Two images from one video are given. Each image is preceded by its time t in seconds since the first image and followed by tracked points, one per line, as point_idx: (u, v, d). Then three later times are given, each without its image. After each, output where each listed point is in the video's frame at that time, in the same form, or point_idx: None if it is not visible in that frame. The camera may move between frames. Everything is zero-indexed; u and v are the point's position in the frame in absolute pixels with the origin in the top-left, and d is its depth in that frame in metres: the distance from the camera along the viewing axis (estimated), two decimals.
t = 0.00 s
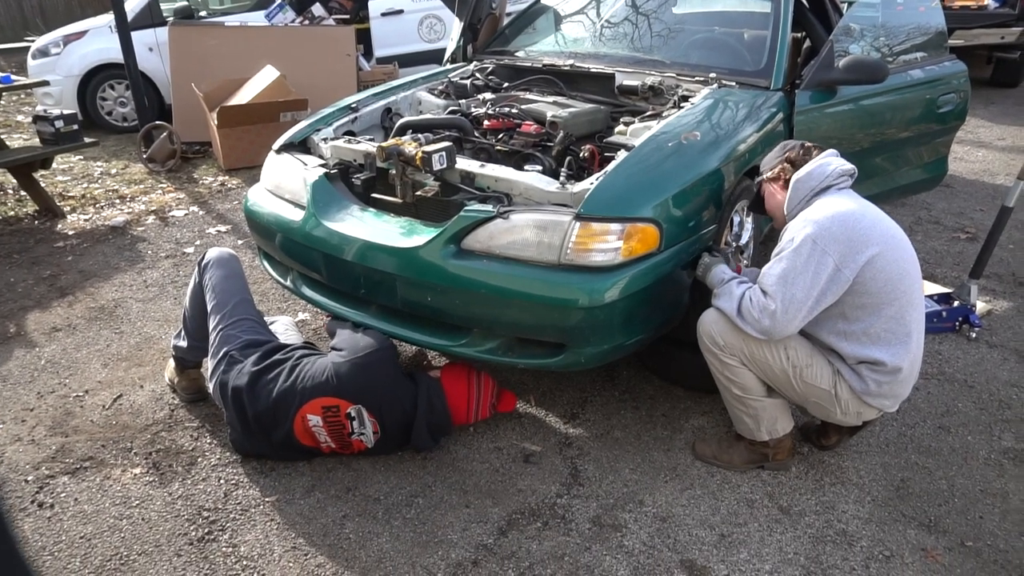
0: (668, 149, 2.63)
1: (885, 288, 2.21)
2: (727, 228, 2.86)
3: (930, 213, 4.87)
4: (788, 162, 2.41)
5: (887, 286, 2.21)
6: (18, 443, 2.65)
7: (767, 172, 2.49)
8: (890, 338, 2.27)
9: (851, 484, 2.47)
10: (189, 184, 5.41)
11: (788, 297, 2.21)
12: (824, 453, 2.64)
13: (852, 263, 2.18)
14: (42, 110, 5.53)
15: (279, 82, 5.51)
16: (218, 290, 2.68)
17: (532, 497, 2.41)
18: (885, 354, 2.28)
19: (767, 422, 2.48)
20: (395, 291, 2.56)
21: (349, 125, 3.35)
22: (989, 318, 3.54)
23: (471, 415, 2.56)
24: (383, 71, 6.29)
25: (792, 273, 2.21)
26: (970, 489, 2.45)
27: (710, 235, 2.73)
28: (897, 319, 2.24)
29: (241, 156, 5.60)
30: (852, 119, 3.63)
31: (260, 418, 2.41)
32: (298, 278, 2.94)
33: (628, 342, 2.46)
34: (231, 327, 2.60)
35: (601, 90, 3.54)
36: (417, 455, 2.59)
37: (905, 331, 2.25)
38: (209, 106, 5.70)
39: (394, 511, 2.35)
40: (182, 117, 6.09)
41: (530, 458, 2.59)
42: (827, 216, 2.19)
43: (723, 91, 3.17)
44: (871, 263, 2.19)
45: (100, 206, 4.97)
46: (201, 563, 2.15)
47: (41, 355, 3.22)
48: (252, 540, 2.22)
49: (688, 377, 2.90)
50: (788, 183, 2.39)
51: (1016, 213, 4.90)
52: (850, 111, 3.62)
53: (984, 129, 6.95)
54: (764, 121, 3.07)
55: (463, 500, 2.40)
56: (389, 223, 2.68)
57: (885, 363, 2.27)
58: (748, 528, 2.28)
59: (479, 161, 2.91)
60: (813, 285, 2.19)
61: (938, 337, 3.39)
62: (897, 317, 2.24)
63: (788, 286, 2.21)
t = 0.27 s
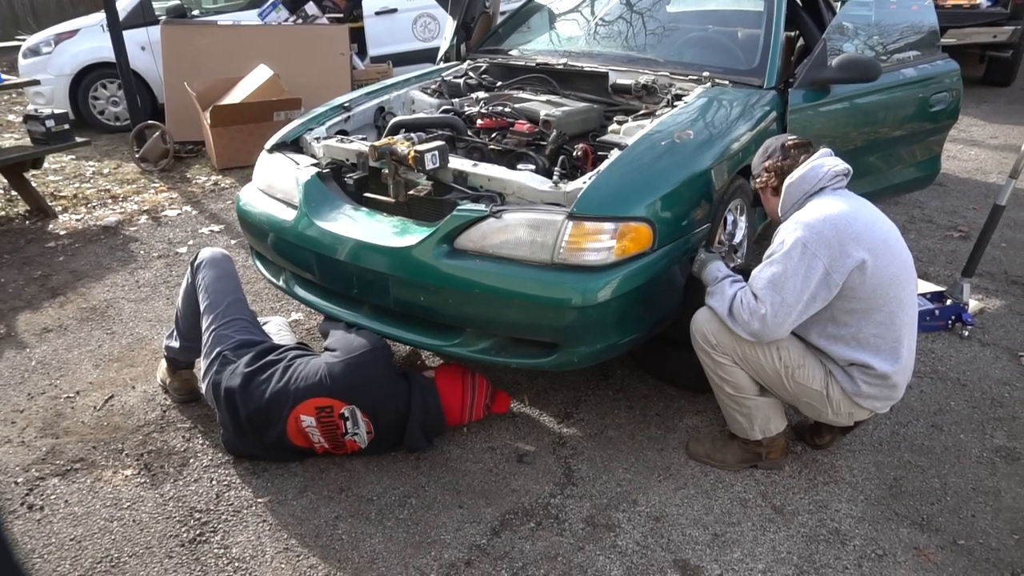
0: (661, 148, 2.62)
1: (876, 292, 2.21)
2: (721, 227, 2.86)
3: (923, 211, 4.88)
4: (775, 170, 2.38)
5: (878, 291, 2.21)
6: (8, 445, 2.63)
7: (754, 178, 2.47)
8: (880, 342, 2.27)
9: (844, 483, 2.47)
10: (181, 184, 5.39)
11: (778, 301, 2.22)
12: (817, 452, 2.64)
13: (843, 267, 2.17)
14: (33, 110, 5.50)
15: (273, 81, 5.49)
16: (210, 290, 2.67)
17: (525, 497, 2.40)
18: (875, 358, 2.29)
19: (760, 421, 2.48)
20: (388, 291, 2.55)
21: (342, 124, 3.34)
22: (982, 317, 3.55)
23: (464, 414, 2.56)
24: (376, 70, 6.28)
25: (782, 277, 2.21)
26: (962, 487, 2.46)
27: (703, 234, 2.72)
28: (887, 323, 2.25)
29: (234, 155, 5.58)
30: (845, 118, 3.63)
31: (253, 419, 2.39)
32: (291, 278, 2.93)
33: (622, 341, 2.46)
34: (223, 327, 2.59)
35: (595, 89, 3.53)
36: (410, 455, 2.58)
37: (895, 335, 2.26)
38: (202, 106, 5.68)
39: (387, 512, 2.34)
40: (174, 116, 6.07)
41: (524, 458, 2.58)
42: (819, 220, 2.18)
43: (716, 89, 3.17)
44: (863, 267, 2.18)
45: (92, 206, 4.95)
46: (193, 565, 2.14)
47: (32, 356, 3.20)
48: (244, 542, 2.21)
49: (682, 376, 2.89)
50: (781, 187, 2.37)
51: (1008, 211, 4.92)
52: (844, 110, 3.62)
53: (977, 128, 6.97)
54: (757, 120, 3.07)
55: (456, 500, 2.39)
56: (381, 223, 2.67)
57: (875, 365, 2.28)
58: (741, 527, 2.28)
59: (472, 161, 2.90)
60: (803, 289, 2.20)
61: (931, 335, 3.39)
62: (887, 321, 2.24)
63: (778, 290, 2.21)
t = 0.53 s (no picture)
0: (666, 149, 2.61)
1: (884, 299, 2.19)
2: (725, 228, 2.85)
3: (931, 214, 4.85)
4: (786, 174, 2.35)
5: (886, 297, 2.19)
6: (12, 440, 2.64)
7: (765, 181, 2.44)
8: (886, 349, 2.26)
9: (847, 488, 2.46)
10: (187, 181, 5.40)
11: (785, 305, 2.20)
12: (821, 456, 2.62)
13: (852, 272, 2.16)
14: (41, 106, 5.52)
15: (279, 78, 5.50)
16: (214, 288, 2.67)
17: (526, 498, 2.40)
18: (881, 365, 2.27)
19: (763, 424, 2.47)
20: (390, 290, 2.54)
21: (347, 123, 3.33)
22: (989, 321, 3.52)
23: (466, 414, 2.55)
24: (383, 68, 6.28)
25: (790, 280, 2.19)
26: (967, 493, 2.44)
27: (707, 235, 2.71)
28: (895, 330, 2.23)
29: (240, 153, 5.59)
30: (853, 119, 3.61)
31: (255, 417, 2.40)
32: (294, 276, 2.93)
33: (625, 342, 2.44)
34: (226, 325, 2.59)
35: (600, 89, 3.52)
36: (412, 455, 2.58)
37: (902, 343, 2.24)
38: (208, 103, 5.69)
39: (388, 511, 2.33)
40: (181, 113, 6.08)
41: (526, 459, 2.58)
42: (830, 223, 2.16)
43: (722, 90, 3.15)
44: (873, 272, 2.17)
45: (98, 202, 4.96)
46: (193, 562, 2.14)
47: (36, 351, 3.21)
48: (244, 540, 2.21)
49: (685, 378, 2.88)
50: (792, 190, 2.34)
51: (1017, 214, 4.88)
52: (851, 111, 3.60)
53: (986, 130, 6.93)
54: (763, 120, 3.05)
55: (457, 500, 2.39)
56: (384, 222, 2.67)
57: (881, 373, 2.26)
58: (743, 531, 2.27)
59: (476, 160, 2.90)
60: (811, 293, 2.18)
61: (937, 339, 3.37)
62: (895, 328, 2.23)
63: (785, 294, 2.20)
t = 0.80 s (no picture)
0: (683, 147, 2.58)
1: (908, 302, 2.15)
2: (742, 228, 2.81)
3: (955, 215, 4.76)
4: (807, 173, 2.29)
5: (910, 301, 2.15)
6: (30, 430, 2.68)
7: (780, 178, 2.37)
8: (909, 353, 2.22)
9: (863, 492, 2.42)
10: (207, 176, 5.44)
11: (807, 309, 2.17)
12: (836, 460, 2.59)
13: (876, 276, 2.12)
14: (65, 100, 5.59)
15: (298, 74, 5.52)
16: (230, 282, 2.68)
17: (537, 496, 2.39)
18: (902, 369, 2.24)
19: (778, 426, 2.44)
20: (404, 287, 2.54)
21: (363, 119, 3.34)
22: (1012, 325, 3.46)
23: (478, 412, 2.55)
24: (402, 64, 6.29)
25: (812, 283, 2.16)
26: (986, 500, 2.39)
27: (724, 235, 2.68)
28: (918, 334, 2.19)
29: (259, 148, 5.62)
30: (875, 118, 3.55)
31: (268, 411, 2.41)
32: (309, 271, 2.94)
33: (638, 341, 2.43)
34: (241, 319, 2.60)
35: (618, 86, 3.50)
36: (423, 451, 2.58)
37: (925, 347, 2.20)
38: (228, 98, 5.73)
39: (399, 508, 2.34)
40: (202, 109, 6.13)
41: (537, 458, 2.57)
42: (855, 226, 2.12)
43: (742, 87, 3.12)
44: (897, 275, 2.13)
45: (119, 196, 5.02)
46: (205, 555, 2.15)
47: (56, 343, 3.25)
48: (256, 533, 2.23)
49: (700, 379, 2.86)
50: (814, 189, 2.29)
51: None
52: (874, 110, 3.54)
53: (1013, 131, 6.80)
54: (783, 119, 3.02)
55: (468, 498, 2.38)
56: (399, 218, 2.66)
57: (903, 377, 2.23)
58: (756, 534, 2.24)
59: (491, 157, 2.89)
60: (832, 297, 2.15)
61: (958, 343, 3.31)
62: (918, 332, 2.19)
63: (807, 297, 2.17)
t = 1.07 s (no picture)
0: (697, 149, 2.56)
1: (921, 308, 2.13)
2: (756, 230, 2.79)
3: (975, 218, 4.70)
4: (821, 175, 2.26)
5: (923, 307, 2.13)
6: (47, 423, 2.72)
7: (794, 178, 2.34)
8: (922, 359, 2.19)
9: (876, 499, 2.39)
10: (224, 173, 5.48)
11: (815, 314, 2.15)
12: (849, 465, 2.56)
13: (888, 281, 2.09)
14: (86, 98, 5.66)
15: (316, 73, 5.55)
16: (243, 280, 2.70)
17: (546, 498, 2.38)
18: (914, 375, 2.21)
19: (790, 431, 2.41)
20: (415, 286, 2.55)
21: (377, 118, 3.35)
22: None
23: (488, 412, 2.55)
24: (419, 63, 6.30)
25: (822, 289, 2.13)
26: (1003, 509, 2.36)
27: (737, 237, 2.66)
28: (931, 341, 2.16)
29: (276, 146, 5.66)
30: (895, 119, 3.51)
31: (278, 408, 2.42)
32: (321, 269, 2.95)
33: (649, 344, 2.41)
34: (254, 317, 2.62)
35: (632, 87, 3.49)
36: (432, 451, 2.59)
37: (938, 354, 2.17)
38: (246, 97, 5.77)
39: (407, 506, 2.34)
40: (220, 107, 6.18)
41: (546, 459, 2.56)
42: (867, 231, 2.10)
43: (758, 88, 3.09)
44: (909, 282, 2.10)
45: (138, 193, 5.08)
46: (215, 550, 2.17)
47: (73, 338, 3.29)
48: (265, 529, 2.24)
49: (711, 382, 2.84)
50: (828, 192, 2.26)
51: None
52: (893, 112, 3.49)
53: None
54: (800, 120, 2.99)
55: (476, 498, 2.38)
56: (411, 218, 2.67)
57: (914, 384, 2.20)
58: (766, 540, 2.22)
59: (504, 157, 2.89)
60: (843, 303, 2.12)
61: (976, 348, 3.26)
62: (931, 339, 2.16)
63: (817, 303, 2.14)
